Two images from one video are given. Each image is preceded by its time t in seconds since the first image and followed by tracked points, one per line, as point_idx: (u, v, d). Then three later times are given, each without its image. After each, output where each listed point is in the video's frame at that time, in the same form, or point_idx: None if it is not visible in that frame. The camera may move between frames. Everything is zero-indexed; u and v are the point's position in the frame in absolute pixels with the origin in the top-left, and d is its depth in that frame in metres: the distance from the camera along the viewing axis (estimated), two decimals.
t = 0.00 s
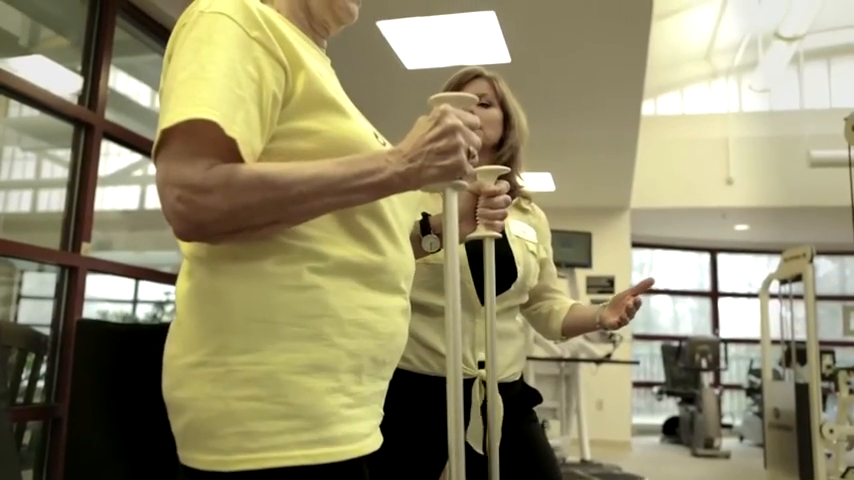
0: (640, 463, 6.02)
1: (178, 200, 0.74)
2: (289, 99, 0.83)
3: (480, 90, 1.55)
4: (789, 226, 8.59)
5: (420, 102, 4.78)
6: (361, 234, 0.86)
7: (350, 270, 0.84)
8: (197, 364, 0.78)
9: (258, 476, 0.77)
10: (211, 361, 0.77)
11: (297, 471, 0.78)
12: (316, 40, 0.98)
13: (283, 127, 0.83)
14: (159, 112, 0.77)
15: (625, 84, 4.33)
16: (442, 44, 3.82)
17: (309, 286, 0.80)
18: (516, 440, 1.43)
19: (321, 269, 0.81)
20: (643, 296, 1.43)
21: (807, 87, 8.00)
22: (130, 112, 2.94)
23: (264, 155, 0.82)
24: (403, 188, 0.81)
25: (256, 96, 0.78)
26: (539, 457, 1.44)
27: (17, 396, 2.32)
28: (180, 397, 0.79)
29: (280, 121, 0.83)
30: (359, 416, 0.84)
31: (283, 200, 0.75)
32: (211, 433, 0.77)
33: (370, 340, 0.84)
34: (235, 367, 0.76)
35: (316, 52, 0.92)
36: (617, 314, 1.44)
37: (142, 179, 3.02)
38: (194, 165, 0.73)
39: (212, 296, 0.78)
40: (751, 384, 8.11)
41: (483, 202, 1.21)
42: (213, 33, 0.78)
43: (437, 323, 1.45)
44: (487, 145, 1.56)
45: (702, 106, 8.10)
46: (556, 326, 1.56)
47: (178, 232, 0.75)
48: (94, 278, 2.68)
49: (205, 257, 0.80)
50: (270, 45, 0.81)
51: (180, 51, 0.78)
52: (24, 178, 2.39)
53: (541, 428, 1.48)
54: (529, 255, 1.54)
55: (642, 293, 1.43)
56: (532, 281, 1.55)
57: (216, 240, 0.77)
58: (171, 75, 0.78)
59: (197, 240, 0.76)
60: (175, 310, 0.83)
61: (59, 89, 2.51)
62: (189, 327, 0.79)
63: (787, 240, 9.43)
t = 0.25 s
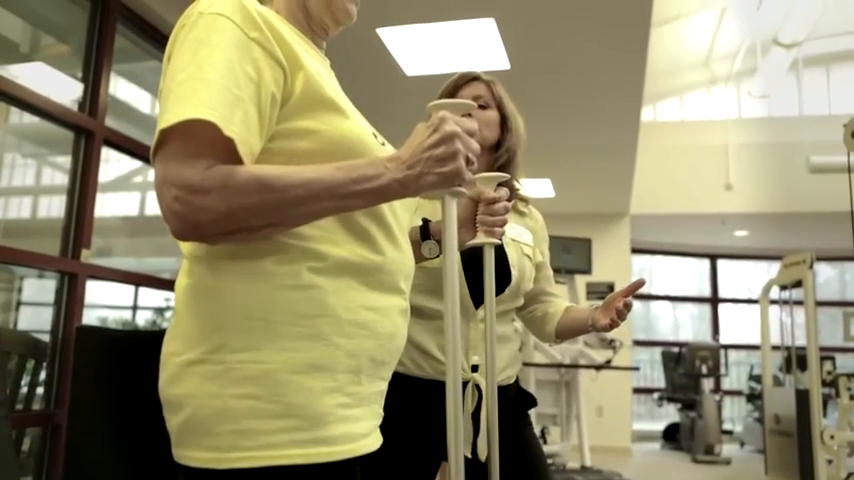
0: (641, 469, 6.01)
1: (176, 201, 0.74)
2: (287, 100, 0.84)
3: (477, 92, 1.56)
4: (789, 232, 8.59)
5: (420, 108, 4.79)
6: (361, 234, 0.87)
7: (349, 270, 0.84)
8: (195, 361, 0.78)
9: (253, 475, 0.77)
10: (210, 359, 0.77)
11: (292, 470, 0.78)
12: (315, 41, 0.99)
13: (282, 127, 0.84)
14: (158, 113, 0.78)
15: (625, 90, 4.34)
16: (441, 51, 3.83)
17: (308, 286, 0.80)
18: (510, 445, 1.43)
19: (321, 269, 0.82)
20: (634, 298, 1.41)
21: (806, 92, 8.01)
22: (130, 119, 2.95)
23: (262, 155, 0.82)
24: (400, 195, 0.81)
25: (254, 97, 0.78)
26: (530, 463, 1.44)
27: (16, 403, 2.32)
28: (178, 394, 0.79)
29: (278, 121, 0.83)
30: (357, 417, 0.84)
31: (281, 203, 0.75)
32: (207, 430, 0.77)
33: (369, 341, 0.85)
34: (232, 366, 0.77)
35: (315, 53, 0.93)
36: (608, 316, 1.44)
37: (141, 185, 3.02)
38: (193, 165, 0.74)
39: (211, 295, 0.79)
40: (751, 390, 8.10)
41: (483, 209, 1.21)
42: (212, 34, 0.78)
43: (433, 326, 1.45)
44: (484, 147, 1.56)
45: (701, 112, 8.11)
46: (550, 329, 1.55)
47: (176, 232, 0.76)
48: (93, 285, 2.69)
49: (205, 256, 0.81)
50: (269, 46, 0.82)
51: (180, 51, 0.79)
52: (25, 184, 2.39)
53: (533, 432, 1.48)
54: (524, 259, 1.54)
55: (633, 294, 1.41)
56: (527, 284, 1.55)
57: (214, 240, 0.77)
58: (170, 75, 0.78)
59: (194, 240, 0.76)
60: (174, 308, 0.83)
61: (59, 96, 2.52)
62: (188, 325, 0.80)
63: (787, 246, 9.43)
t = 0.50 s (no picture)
0: (641, 474, 6.00)
1: (175, 200, 0.74)
2: (287, 100, 0.84)
3: (474, 94, 1.56)
4: (788, 236, 8.59)
5: (419, 111, 4.79)
6: (361, 234, 0.87)
7: (348, 270, 0.84)
8: (192, 360, 0.78)
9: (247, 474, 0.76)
10: (206, 358, 0.77)
11: (287, 470, 0.77)
12: (315, 42, 0.99)
13: (282, 127, 0.83)
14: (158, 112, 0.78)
15: (624, 95, 4.34)
16: (441, 55, 3.83)
17: (307, 286, 0.80)
18: (505, 449, 1.44)
19: (320, 269, 0.82)
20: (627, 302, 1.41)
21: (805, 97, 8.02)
22: (130, 123, 2.95)
23: (262, 154, 0.82)
24: (401, 199, 0.81)
25: (254, 97, 0.78)
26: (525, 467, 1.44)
27: (15, 407, 2.31)
28: (173, 392, 0.79)
29: (278, 121, 0.83)
30: (354, 418, 0.84)
31: (281, 205, 0.75)
32: (201, 428, 0.77)
33: (367, 342, 0.84)
34: (229, 365, 0.76)
35: (315, 54, 0.93)
36: (600, 320, 1.43)
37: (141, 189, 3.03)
38: (192, 165, 0.74)
39: (210, 294, 0.79)
40: (751, 395, 8.09)
41: (482, 214, 1.21)
42: (212, 35, 0.78)
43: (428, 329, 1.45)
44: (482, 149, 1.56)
45: (701, 116, 8.12)
46: (544, 332, 1.55)
47: (175, 232, 0.76)
48: (93, 289, 2.68)
49: (204, 256, 0.81)
50: (269, 46, 0.82)
51: (180, 51, 0.79)
52: (24, 188, 2.39)
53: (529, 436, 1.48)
54: (519, 261, 1.54)
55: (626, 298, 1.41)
56: (522, 287, 1.55)
57: (212, 240, 0.77)
58: (171, 75, 0.79)
59: (193, 240, 0.76)
60: (173, 307, 0.83)
61: (59, 100, 2.52)
62: (186, 323, 0.80)
63: (787, 250, 9.43)
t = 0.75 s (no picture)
0: None
1: (174, 203, 0.74)
2: (286, 104, 0.84)
3: (471, 99, 1.57)
4: (788, 241, 8.59)
5: (419, 116, 4.80)
6: (360, 239, 0.87)
7: (347, 274, 0.84)
8: (189, 362, 0.78)
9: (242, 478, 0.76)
10: (204, 360, 0.77)
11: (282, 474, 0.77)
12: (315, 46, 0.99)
13: (281, 130, 0.84)
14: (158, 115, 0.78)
15: (623, 100, 4.35)
16: (441, 60, 3.84)
17: (305, 291, 0.80)
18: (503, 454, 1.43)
19: (319, 273, 0.82)
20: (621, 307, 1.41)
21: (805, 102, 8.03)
22: (130, 127, 2.95)
23: (262, 158, 0.82)
24: (400, 204, 0.81)
25: (253, 100, 0.78)
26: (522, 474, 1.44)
27: (14, 412, 2.31)
28: (170, 394, 0.79)
29: (278, 124, 0.83)
30: (351, 422, 0.84)
31: (280, 209, 0.75)
32: (196, 430, 0.77)
33: (365, 347, 0.84)
34: (226, 367, 0.76)
35: (315, 58, 0.93)
36: (593, 325, 1.43)
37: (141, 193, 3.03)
38: (191, 169, 0.74)
39: (208, 296, 0.79)
40: (751, 399, 8.08)
41: (483, 220, 1.21)
42: (212, 39, 0.78)
43: (426, 333, 1.45)
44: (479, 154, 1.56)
45: (701, 121, 8.13)
46: (540, 337, 1.54)
47: (174, 235, 0.76)
48: (93, 294, 2.68)
49: (202, 259, 0.81)
50: (269, 50, 0.82)
51: (180, 55, 0.79)
52: (24, 193, 2.39)
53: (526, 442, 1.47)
54: (516, 265, 1.54)
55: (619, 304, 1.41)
56: (520, 291, 1.55)
57: (211, 244, 0.77)
58: (171, 78, 0.79)
59: (191, 243, 0.76)
60: (171, 309, 0.83)
61: (59, 105, 2.52)
62: (184, 326, 0.80)
63: (787, 255, 9.43)
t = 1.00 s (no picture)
0: None
1: (173, 208, 0.74)
2: (286, 108, 0.84)
3: (469, 104, 1.57)
4: (788, 245, 8.59)
5: (419, 120, 4.80)
6: (360, 244, 0.87)
7: (345, 279, 0.84)
8: (187, 366, 0.78)
9: None
10: (201, 364, 0.77)
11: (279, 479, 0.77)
12: (315, 52, 0.99)
13: (281, 135, 0.84)
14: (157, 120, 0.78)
15: (623, 104, 4.35)
16: (440, 64, 3.85)
17: (303, 295, 0.80)
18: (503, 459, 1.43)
19: (318, 278, 0.82)
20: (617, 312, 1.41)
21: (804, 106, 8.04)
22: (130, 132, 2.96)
23: (262, 162, 0.83)
24: (399, 210, 0.81)
25: (253, 105, 0.79)
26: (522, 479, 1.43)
27: (14, 417, 2.31)
28: (167, 397, 0.79)
29: (277, 129, 0.84)
30: (349, 427, 0.84)
31: (279, 213, 0.75)
32: (192, 434, 0.77)
33: (363, 352, 0.84)
34: (224, 372, 0.76)
35: (314, 62, 0.93)
36: (588, 331, 1.43)
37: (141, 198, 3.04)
38: (191, 174, 0.74)
39: (207, 301, 0.79)
40: (752, 404, 8.07)
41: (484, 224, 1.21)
42: (211, 44, 0.79)
43: (425, 338, 1.45)
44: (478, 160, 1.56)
45: (701, 126, 8.13)
46: (538, 341, 1.54)
47: (173, 239, 0.76)
48: (93, 298, 2.69)
49: (201, 264, 0.81)
50: (268, 55, 0.82)
51: (179, 60, 0.79)
52: (24, 197, 2.40)
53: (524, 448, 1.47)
54: (516, 269, 1.54)
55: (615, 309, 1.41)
56: (519, 295, 1.55)
57: (209, 248, 0.77)
58: (170, 83, 0.79)
59: (190, 247, 0.76)
60: (170, 313, 0.83)
61: (60, 109, 2.53)
62: (182, 330, 0.80)
63: (787, 259, 9.43)
